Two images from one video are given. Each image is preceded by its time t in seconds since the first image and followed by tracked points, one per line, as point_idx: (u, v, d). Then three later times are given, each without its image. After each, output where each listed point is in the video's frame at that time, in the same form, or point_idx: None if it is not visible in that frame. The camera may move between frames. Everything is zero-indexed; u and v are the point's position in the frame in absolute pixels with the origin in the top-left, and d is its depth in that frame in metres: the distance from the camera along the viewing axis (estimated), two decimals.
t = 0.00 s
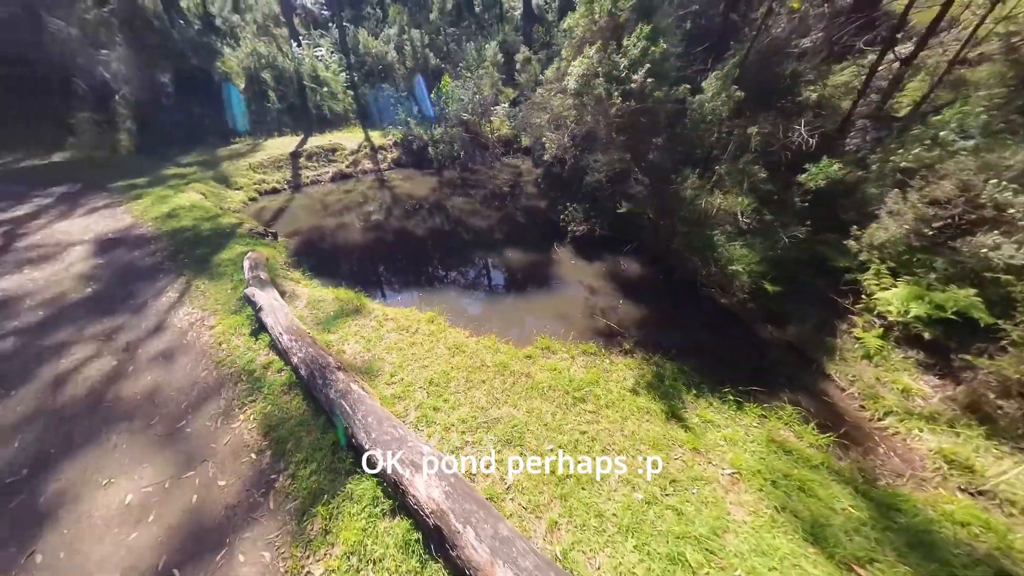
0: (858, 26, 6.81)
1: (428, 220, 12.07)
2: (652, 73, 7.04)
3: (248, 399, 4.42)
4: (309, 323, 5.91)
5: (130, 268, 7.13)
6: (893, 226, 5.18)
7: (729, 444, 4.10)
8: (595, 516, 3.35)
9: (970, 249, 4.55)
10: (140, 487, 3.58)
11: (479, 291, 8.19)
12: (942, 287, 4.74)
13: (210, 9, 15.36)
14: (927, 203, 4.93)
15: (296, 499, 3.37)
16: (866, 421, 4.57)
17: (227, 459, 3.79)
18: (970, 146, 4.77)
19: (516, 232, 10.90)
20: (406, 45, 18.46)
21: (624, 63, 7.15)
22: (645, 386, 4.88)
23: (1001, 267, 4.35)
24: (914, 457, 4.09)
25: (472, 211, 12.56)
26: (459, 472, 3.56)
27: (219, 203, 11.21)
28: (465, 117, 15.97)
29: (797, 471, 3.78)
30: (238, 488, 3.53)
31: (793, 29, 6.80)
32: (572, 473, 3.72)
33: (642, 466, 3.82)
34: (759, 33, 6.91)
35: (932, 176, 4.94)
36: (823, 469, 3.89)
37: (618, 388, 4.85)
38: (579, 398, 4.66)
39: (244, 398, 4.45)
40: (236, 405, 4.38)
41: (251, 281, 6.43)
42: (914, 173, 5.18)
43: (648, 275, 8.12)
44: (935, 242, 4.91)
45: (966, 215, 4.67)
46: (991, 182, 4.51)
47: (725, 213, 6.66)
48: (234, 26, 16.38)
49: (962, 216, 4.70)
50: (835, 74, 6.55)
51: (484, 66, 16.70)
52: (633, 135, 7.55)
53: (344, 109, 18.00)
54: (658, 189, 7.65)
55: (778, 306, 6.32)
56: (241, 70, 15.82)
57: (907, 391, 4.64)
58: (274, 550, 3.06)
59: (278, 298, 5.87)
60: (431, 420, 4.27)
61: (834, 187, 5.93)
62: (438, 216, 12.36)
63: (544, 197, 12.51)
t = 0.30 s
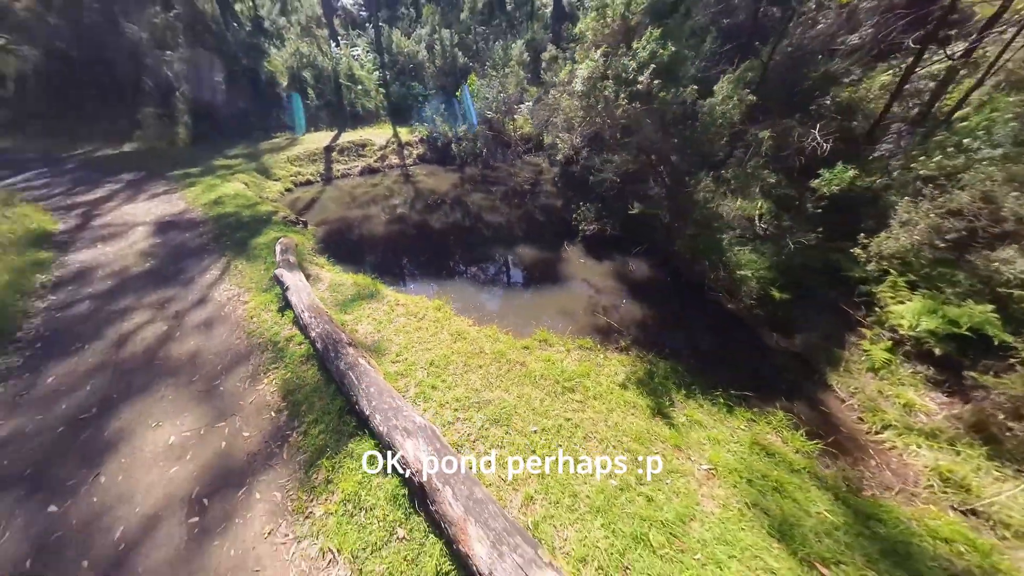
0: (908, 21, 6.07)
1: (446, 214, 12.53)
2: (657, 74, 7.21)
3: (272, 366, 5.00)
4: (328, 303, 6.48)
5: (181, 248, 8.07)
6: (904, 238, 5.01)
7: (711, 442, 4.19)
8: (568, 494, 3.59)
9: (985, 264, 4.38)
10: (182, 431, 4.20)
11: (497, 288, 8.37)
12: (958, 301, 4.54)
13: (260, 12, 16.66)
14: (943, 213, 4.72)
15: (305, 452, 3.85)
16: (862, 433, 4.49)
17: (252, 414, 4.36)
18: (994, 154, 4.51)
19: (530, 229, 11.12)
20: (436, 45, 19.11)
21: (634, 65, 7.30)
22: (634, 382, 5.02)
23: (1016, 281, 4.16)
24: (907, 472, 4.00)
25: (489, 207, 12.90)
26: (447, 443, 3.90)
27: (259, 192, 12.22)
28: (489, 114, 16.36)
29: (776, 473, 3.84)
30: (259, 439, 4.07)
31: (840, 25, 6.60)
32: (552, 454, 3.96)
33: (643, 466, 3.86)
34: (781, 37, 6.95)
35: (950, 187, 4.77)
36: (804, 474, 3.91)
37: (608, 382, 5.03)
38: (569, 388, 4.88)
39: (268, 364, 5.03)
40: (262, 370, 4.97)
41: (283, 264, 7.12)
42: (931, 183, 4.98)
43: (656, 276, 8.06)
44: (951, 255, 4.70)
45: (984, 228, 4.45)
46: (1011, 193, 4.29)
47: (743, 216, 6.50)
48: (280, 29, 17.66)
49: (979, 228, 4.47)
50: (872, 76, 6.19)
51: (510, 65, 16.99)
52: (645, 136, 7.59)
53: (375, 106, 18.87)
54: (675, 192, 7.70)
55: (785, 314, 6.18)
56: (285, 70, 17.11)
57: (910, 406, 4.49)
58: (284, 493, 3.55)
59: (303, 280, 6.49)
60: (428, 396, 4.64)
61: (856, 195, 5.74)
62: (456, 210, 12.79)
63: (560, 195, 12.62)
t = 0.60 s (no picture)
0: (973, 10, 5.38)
1: (464, 205, 12.93)
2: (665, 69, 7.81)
3: (297, 333, 5.59)
4: (348, 282, 7.05)
5: (225, 227, 8.95)
6: (912, 238, 4.90)
7: (694, 430, 4.33)
8: (549, 463, 3.87)
9: (997, 268, 4.28)
10: (219, 382, 4.85)
11: (509, 277, 8.64)
12: (972, 309, 4.39)
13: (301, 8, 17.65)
14: (958, 215, 4.54)
15: (319, 407, 4.37)
16: (855, 436, 4.46)
17: (277, 373, 4.95)
18: (1016, 157, 4.27)
19: (544, 222, 11.31)
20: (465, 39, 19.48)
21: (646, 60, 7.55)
22: (626, 370, 5.20)
23: None
24: (896, 475, 3.98)
25: (506, 200, 13.16)
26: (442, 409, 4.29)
27: (294, 179, 13.14)
28: (513, 108, 16.56)
29: (754, 463, 3.95)
30: (281, 393, 4.64)
31: (898, 12, 5.96)
32: (537, 427, 4.24)
33: (635, 456, 3.97)
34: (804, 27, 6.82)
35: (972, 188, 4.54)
36: (785, 467, 4.00)
37: (600, 368, 5.23)
38: (562, 371, 5.14)
39: (293, 332, 5.63)
40: (287, 337, 5.57)
41: (311, 245, 7.79)
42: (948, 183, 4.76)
43: (664, 272, 8.03)
44: (963, 258, 4.58)
45: (1003, 231, 4.33)
46: None
47: (760, 215, 6.36)
48: (319, 24, 18.60)
49: (997, 232, 4.35)
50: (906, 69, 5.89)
51: (536, 59, 17.09)
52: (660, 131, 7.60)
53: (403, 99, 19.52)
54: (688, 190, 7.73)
55: (792, 316, 6.07)
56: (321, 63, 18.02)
57: (909, 412, 4.44)
58: (300, 439, 4.07)
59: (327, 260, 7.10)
60: (429, 368, 5.04)
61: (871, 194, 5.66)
62: (475, 202, 13.16)
63: (577, 190, 12.68)
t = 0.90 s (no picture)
0: None
1: (483, 197, 13.30)
2: (678, 64, 7.77)
3: (322, 306, 6.22)
4: (370, 262, 7.63)
5: (263, 209, 9.84)
6: (915, 241, 4.81)
7: (679, 416, 4.52)
8: (536, 431, 4.21)
9: (1007, 274, 4.18)
10: (256, 342, 5.55)
11: (521, 266, 8.98)
12: (983, 317, 4.24)
13: (340, 4, 18.50)
14: (968, 218, 4.48)
15: (338, 368, 4.94)
16: (847, 436, 4.47)
17: (304, 338, 5.58)
18: None
19: (560, 217, 11.49)
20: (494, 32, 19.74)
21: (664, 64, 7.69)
22: (621, 357, 5.42)
23: None
24: (881, 474, 4.03)
25: (524, 193, 13.41)
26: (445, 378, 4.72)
27: (326, 167, 14.01)
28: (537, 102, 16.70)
29: (736, 450, 4.10)
30: (307, 355, 5.25)
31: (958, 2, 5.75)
32: (529, 401, 4.57)
33: (619, 433, 4.23)
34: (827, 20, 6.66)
35: (986, 192, 4.44)
36: (767, 457, 4.12)
37: (596, 354, 5.48)
38: (559, 353, 5.44)
39: (320, 304, 6.26)
40: (314, 308, 6.20)
41: (338, 228, 8.46)
42: (964, 186, 4.67)
43: (673, 269, 8.09)
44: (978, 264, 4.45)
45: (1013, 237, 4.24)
46: None
47: (779, 215, 6.43)
48: (354, 18, 19.40)
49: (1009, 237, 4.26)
50: (941, 67, 5.66)
51: (562, 52, 17.07)
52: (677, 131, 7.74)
53: (431, 91, 20.05)
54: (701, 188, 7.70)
55: (798, 316, 6.19)
56: (355, 56, 18.82)
57: (907, 416, 4.39)
58: (321, 394, 4.65)
59: (352, 243, 7.72)
60: (437, 342, 5.49)
61: (899, 195, 5.62)
62: (493, 194, 13.49)
63: (595, 185, 12.70)
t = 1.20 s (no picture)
0: None
1: (505, 189, 13.65)
2: (698, 60, 7.95)
3: (354, 280, 6.88)
4: (396, 244, 8.23)
5: (303, 193, 10.74)
6: (929, 240, 4.74)
7: (676, 398, 4.78)
8: (539, 399, 4.60)
9: None
10: (297, 308, 6.28)
11: (538, 256, 9.34)
12: (998, 321, 4.21)
13: None
14: (989, 219, 4.34)
15: (366, 334, 5.55)
16: (845, 430, 4.57)
17: (338, 307, 6.26)
18: None
19: (579, 211, 11.69)
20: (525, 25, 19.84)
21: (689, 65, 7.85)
22: (625, 342, 5.71)
23: None
24: (874, 467, 4.14)
25: (546, 186, 13.64)
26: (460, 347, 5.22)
27: (359, 156, 14.85)
28: (564, 96, 16.76)
29: (726, 432, 4.34)
30: (340, 322, 5.91)
31: None
32: (534, 373, 4.96)
33: (615, 406, 4.56)
34: (860, 11, 6.41)
35: (1009, 192, 4.29)
36: (758, 441, 4.33)
37: (602, 338, 5.78)
38: (567, 335, 5.79)
39: (351, 279, 6.93)
40: (346, 282, 6.88)
41: (369, 212, 9.15)
42: (986, 186, 4.49)
43: (687, 264, 8.17)
44: (1001, 267, 4.33)
45: None
46: None
47: (804, 215, 6.16)
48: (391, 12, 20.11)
49: None
50: (996, 60, 5.32)
51: (593, 46, 16.98)
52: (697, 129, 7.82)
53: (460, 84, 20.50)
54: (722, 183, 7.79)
55: (810, 315, 6.17)
56: (389, 49, 19.54)
57: (908, 415, 4.43)
58: (351, 354, 5.28)
59: (381, 226, 8.38)
60: (454, 317, 6.00)
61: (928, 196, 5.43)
62: (515, 186, 13.83)
63: (618, 180, 12.73)
